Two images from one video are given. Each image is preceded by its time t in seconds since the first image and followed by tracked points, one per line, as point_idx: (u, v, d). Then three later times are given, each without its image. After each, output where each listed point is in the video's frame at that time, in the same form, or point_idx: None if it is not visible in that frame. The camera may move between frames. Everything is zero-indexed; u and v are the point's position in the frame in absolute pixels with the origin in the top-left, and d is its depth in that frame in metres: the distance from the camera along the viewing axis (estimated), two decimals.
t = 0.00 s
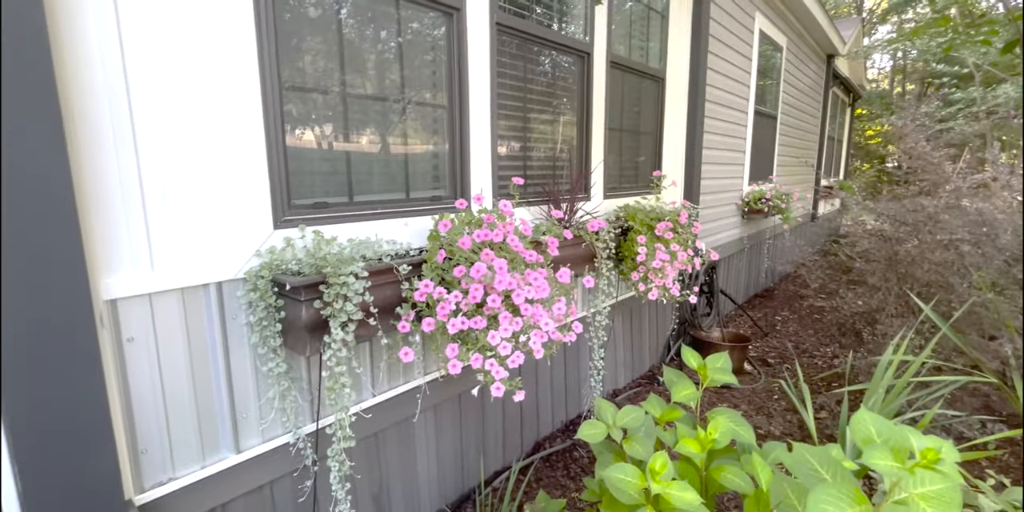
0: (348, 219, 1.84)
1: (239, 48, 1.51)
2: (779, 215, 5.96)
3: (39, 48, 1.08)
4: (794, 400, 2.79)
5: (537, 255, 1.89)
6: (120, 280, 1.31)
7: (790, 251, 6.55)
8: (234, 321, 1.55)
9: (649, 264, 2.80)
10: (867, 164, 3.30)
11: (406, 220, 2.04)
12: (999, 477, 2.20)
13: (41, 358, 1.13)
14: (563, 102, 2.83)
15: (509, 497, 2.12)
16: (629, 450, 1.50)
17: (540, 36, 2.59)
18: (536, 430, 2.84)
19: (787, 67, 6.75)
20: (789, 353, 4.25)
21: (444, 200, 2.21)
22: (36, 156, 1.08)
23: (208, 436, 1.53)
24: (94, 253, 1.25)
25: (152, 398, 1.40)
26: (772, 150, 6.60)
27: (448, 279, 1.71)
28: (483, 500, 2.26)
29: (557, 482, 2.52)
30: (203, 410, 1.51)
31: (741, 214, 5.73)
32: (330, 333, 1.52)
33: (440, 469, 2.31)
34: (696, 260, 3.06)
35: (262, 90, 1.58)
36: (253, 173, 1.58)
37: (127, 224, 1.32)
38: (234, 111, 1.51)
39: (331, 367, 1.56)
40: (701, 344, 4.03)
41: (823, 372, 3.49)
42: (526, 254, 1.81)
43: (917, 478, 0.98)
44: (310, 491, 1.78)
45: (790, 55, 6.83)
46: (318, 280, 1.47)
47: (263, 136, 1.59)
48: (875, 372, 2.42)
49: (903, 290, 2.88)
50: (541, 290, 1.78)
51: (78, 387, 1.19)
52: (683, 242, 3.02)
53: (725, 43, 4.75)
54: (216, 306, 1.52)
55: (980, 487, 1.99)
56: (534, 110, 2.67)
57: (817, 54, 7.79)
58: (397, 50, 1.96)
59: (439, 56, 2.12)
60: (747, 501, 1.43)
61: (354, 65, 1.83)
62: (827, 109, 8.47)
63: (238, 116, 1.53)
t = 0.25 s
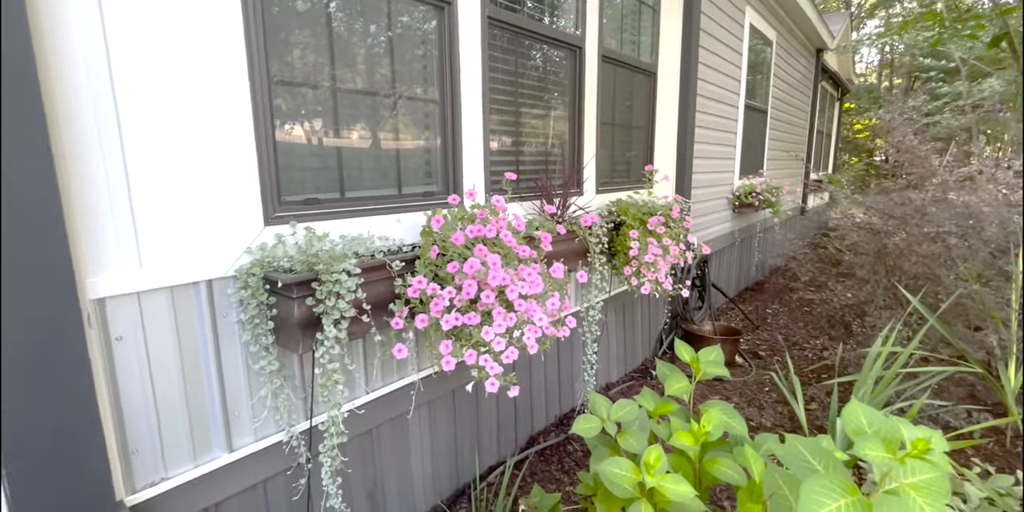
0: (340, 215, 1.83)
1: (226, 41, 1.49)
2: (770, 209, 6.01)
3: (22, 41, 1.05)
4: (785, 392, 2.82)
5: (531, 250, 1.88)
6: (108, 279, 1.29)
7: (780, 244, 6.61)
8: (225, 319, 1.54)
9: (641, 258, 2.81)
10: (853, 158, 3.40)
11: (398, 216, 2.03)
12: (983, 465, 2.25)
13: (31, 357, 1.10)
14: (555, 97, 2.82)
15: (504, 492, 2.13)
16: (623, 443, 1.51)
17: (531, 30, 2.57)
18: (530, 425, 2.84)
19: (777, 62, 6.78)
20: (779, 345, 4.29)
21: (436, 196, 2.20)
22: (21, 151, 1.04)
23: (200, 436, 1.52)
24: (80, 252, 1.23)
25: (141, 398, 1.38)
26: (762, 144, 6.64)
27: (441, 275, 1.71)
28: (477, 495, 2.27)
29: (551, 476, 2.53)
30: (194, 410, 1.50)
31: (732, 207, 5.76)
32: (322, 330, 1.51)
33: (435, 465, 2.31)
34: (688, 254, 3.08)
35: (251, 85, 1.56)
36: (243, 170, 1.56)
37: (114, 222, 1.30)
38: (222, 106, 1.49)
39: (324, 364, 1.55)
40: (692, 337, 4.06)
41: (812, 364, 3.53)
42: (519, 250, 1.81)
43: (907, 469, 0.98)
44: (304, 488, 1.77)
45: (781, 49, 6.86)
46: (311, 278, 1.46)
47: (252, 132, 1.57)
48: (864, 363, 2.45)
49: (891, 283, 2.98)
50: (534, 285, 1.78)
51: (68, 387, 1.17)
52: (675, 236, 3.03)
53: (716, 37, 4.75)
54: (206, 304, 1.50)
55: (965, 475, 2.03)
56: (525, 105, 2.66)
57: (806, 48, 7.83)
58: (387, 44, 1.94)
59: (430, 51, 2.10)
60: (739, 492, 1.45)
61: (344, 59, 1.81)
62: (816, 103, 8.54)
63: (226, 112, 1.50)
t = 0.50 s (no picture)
0: (321, 210, 1.79)
1: (200, 29, 1.43)
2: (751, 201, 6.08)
3: None
4: (767, 381, 2.87)
5: (516, 244, 1.87)
6: (77, 277, 1.23)
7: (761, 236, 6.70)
8: (202, 317, 1.49)
9: (626, 251, 2.81)
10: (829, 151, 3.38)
11: (381, 209, 2.00)
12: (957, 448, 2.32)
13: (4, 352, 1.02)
14: (538, 89, 2.79)
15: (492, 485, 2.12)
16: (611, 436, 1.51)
17: (513, 21, 2.54)
18: (516, 418, 2.84)
19: (758, 55, 6.85)
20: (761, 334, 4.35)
21: (420, 189, 2.17)
22: None
23: (178, 437, 1.48)
24: (46, 249, 1.17)
25: (116, 400, 1.33)
26: (743, 136, 6.72)
27: (426, 269, 1.68)
28: (465, 490, 2.25)
29: (538, 469, 2.53)
30: (172, 411, 1.45)
31: (714, 200, 5.82)
32: (304, 327, 1.48)
33: (422, 460, 2.30)
34: (672, 246, 3.09)
35: (226, 75, 1.51)
36: (219, 164, 1.51)
37: (83, 217, 1.25)
38: (196, 97, 1.44)
39: (307, 362, 1.52)
40: (676, 328, 4.09)
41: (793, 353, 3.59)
42: (505, 243, 1.79)
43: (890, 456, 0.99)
44: (288, 488, 1.74)
45: (761, 43, 6.93)
46: (291, 274, 1.42)
47: (228, 124, 1.52)
48: (843, 352, 2.50)
49: (869, 272, 3.04)
50: (520, 278, 1.77)
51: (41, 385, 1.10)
52: (659, 229, 3.04)
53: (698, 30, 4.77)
54: (183, 302, 1.45)
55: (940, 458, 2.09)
56: (508, 98, 2.63)
57: (785, 42, 7.92)
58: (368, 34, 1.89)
59: (412, 41, 2.06)
60: (725, 481, 1.46)
61: (323, 50, 1.76)
62: (795, 96, 8.66)
63: (200, 103, 1.45)
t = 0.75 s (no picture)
0: (302, 199, 1.73)
1: (170, 8, 1.35)
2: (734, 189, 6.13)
3: None
4: (752, 367, 2.90)
5: (504, 233, 1.83)
6: (42, 272, 1.17)
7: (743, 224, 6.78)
8: (179, 311, 1.43)
9: (613, 240, 2.80)
10: (807, 138, 3.36)
11: (365, 199, 1.94)
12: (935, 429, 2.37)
13: None
14: (523, 76, 2.74)
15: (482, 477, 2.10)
16: (603, 426, 1.49)
17: (498, 5, 2.48)
18: (504, 408, 2.82)
19: (740, 44, 6.87)
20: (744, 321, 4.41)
21: (404, 178, 2.12)
22: None
23: (156, 437, 1.42)
24: (7, 243, 1.11)
25: (87, 400, 1.27)
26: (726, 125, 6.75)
27: (412, 260, 1.64)
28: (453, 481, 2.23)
29: (527, 459, 2.53)
30: (149, 410, 1.40)
31: (697, 188, 5.85)
32: (287, 321, 1.43)
33: (410, 453, 2.27)
34: (658, 235, 3.09)
35: (199, 58, 1.43)
36: (193, 151, 1.44)
37: (46, 209, 1.18)
38: (167, 81, 1.36)
39: (290, 356, 1.47)
40: (662, 316, 4.11)
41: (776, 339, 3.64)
42: (492, 232, 1.75)
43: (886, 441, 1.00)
44: (273, 485, 1.69)
45: (743, 31, 6.95)
46: (272, 265, 1.36)
47: (203, 109, 1.45)
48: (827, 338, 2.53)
49: (850, 259, 3.07)
50: (508, 268, 1.74)
51: None
52: (646, 217, 3.03)
53: (682, 17, 4.75)
54: (157, 296, 1.39)
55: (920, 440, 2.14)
56: (493, 84, 2.58)
57: (767, 31, 7.96)
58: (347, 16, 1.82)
59: (394, 25, 2.00)
60: (716, 468, 1.46)
61: (300, 33, 1.69)
62: (776, 85, 8.73)
63: (172, 87, 1.37)
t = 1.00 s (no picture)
0: (277, 189, 1.64)
1: None
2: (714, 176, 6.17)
3: None
4: (736, 354, 2.92)
5: (491, 222, 1.78)
6: None
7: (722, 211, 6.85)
8: (146, 309, 1.34)
9: (598, 228, 2.77)
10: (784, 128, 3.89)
11: (344, 188, 1.86)
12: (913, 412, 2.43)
13: None
14: (506, 60, 2.67)
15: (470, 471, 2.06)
16: (594, 419, 1.46)
17: None
18: (490, 400, 2.78)
19: (720, 30, 6.87)
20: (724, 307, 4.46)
21: (384, 166, 2.04)
22: None
23: (124, 443, 1.34)
24: None
25: (47, 407, 1.18)
26: (706, 113, 6.77)
27: (395, 252, 1.58)
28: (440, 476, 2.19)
29: (514, 451, 2.50)
30: (116, 414, 1.31)
31: (679, 175, 5.86)
32: (264, 318, 1.36)
33: (395, 449, 2.21)
34: (642, 223, 3.07)
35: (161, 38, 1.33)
36: (157, 138, 1.34)
37: None
38: (126, 62, 1.26)
39: (268, 355, 1.40)
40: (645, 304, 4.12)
41: (758, 324, 3.65)
42: (479, 222, 1.70)
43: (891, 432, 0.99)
44: (252, 488, 1.62)
45: (723, 18, 6.95)
46: (247, 260, 1.29)
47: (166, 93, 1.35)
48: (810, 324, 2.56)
49: (831, 245, 3.12)
50: (496, 260, 1.69)
51: None
52: (631, 205, 3.01)
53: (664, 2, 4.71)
54: (121, 294, 1.30)
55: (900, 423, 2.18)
56: (476, 69, 2.50)
57: (745, 18, 7.99)
58: None
59: (372, 5, 1.90)
60: (709, 459, 1.45)
61: (272, 13, 1.59)
62: (754, 72, 8.79)
63: (132, 68, 1.28)
